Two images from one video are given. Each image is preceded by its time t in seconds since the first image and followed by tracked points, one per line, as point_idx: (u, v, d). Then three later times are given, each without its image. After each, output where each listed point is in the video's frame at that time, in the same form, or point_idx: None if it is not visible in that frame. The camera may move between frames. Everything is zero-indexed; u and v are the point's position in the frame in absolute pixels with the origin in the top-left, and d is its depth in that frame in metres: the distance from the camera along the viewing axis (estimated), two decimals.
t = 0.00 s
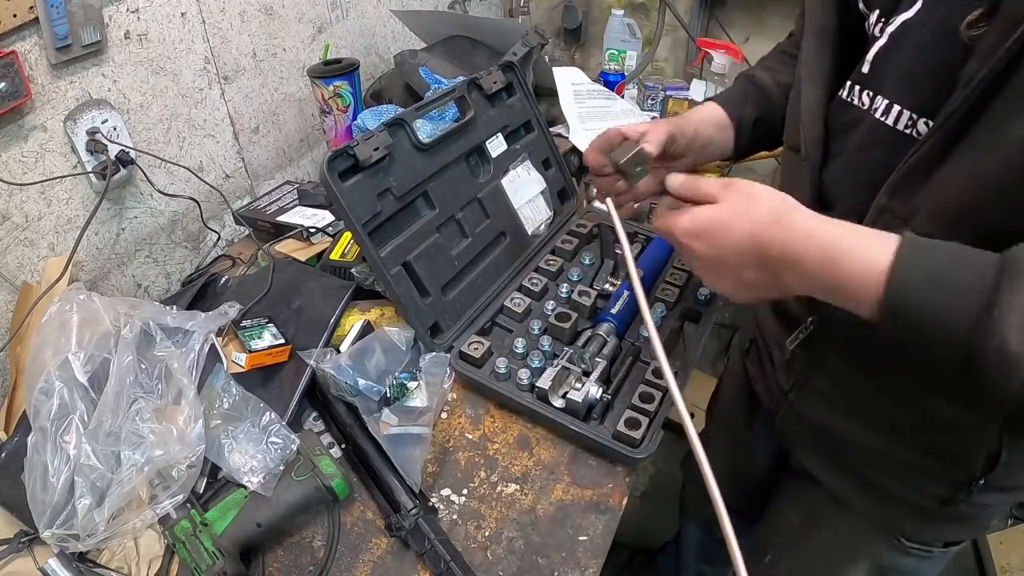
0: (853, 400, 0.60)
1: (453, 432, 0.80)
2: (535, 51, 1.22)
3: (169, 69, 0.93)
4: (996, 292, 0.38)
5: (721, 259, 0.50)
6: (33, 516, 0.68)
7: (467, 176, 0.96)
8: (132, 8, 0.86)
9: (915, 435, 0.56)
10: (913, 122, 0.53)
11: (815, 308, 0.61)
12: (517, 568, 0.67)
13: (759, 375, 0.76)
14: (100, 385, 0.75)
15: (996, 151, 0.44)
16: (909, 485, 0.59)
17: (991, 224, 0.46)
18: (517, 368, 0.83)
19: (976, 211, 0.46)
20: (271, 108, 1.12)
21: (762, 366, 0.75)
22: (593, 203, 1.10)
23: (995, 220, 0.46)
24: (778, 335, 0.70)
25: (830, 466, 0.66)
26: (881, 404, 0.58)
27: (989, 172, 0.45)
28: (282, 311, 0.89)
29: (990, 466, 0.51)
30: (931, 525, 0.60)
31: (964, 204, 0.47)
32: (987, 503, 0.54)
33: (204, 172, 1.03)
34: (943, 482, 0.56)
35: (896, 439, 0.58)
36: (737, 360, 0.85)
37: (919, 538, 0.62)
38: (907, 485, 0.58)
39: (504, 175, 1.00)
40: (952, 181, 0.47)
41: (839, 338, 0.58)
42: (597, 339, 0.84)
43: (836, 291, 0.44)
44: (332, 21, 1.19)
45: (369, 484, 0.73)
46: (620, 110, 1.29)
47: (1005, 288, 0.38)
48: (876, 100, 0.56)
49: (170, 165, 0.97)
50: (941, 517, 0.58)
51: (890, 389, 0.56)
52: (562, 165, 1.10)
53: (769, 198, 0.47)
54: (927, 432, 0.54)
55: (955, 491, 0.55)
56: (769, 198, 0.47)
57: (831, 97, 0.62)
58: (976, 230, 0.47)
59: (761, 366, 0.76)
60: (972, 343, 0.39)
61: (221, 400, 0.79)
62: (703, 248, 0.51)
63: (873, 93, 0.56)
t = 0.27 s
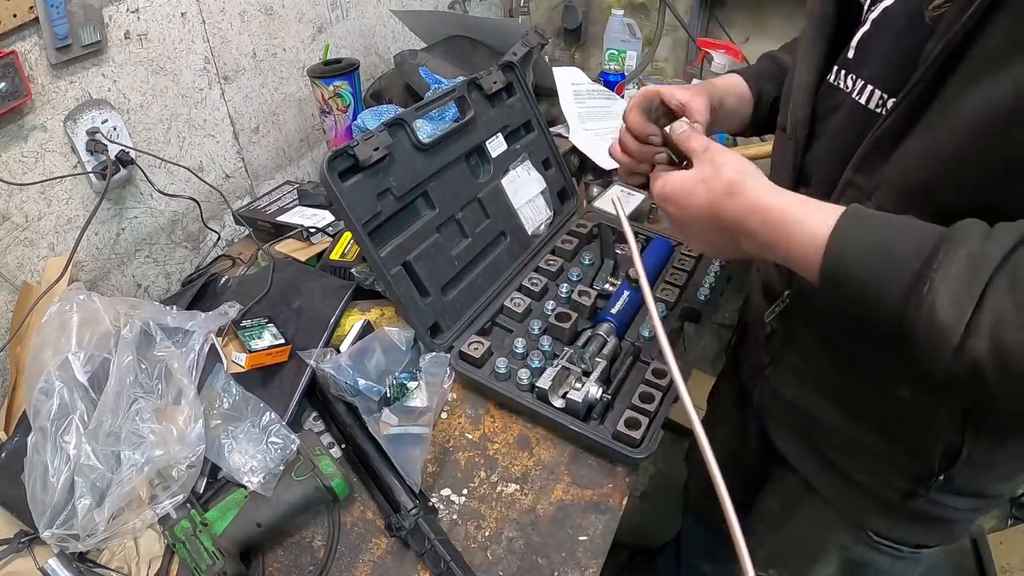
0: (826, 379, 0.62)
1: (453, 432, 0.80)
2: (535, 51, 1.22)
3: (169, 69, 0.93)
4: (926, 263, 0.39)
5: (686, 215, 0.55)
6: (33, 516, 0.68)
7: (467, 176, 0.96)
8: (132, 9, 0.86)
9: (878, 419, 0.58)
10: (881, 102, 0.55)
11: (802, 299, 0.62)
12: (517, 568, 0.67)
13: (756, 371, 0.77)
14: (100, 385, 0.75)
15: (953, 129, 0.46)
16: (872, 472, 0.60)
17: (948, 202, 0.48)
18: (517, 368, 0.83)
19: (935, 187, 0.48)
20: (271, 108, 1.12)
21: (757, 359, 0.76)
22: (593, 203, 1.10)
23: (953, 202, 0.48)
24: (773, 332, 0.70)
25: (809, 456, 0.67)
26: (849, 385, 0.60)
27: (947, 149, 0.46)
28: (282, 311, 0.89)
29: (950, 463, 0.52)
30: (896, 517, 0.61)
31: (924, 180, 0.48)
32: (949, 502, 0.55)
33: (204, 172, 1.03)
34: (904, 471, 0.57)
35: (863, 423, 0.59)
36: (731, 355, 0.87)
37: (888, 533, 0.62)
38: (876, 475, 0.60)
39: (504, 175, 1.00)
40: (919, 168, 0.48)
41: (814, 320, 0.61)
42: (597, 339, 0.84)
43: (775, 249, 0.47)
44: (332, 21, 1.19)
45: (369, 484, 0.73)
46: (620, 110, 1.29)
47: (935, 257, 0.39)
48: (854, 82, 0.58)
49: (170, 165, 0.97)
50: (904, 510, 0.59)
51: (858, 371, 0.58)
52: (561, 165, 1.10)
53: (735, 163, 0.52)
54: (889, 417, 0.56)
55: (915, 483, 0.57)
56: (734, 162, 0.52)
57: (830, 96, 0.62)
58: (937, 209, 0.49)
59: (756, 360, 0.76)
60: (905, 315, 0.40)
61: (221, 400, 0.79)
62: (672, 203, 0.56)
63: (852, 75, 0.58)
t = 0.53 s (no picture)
0: (814, 374, 0.62)
1: (453, 432, 0.80)
2: (535, 51, 1.22)
3: (169, 69, 0.93)
4: (911, 271, 0.40)
5: (683, 215, 0.56)
6: (33, 516, 0.68)
7: (467, 176, 0.96)
8: (132, 9, 0.86)
9: (868, 417, 0.58)
10: (875, 96, 0.55)
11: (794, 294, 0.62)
12: (517, 568, 0.67)
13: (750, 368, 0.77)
14: (100, 385, 0.75)
15: (944, 122, 0.46)
16: (863, 471, 0.60)
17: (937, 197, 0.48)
18: (517, 368, 0.83)
19: (924, 182, 0.48)
20: (271, 109, 1.12)
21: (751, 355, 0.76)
22: (593, 203, 1.10)
23: (942, 197, 0.48)
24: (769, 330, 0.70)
25: (803, 455, 0.67)
26: (841, 383, 0.59)
27: (938, 142, 0.46)
28: (282, 311, 0.89)
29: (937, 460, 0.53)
30: (880, 513, 0.61)
31: (914, 174, 0.48)
32: (935, 501, 0.56)
33: (204, 172, 1.03)
34: (893, 470, 0.57)
35: (854, 421, 0.59)
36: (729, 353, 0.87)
37: (879, 532, 0.63)
38: (862, 470, 0.60)
39: (504, 175, 1.00)
40: (909, 161, 0.48)
41: (807, 317, 0.61)
42: (597, 339, 0.84)
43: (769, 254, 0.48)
44: (332, 21, 1.19)
45: (369, 484, 0.73)
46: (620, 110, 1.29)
47: (920, 265, 0.39)
48: (849, 77, 0.58)
49: (170, 165, 0.97)
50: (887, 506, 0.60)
51: (850, 368, 0.58)
52: (561, 165, 1.10)
53: (735, 168, 0.52)
54: (879, 415, 0.56)
55: (903, 481, 0.57)
56: (734, 167, 0.52)
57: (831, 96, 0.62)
58: (926, 204, 0.49)
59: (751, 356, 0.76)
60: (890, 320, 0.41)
61: (221, 400, 0.79)
62: (670, 202, 0.57)
63: (848, 69, 0.58)
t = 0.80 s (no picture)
0: (815, 375, 0.62)
1: (453, 431, 0.80)
2: (535, 51, 1.22)
3: (169, 69, 0.93)
4: (917, 262, 0.41)
5: (682, 217, 0.56)
6: (33, 516, 0.68)
7: (467, 176, 0.96)
8: (132, 9, 0.86)
9: (869, 416, 0.58)
10: (878, 92, 0.55)
11: (795, 295, 0.62)
12: (517, 568, 0.67)
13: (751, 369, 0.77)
14: (101, 385, 0.76)
15: (950, 124, 0.46)
16: (863, 471, 0.60)
17: (940, 194, 0.48)
18: (517, 368, 0.83)
19: (928, 179, 0.48)
20: (271, 109, 1.12)
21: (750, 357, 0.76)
22: (593, 203, 1.10)
23: (945, 197, 0.48)
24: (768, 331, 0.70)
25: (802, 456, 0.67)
26: (841, 383, 0.59)
27: (941, 138, 0.46)
28: (282, 311, 0.89)
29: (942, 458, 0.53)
30: (883, 515, 0.61)
31: (917, 170, 0.48)
32: (937, 500, 0.56)
33: (204, 172, 1.03)
34: (895, 469, 0.57)
35: (854, 421, 0.59)
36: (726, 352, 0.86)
37: (880, 532, 0.63)
38: (865, 473, 0.60)
39: (504, 175, 1.00)
40: (913, 157, 0.48)
41: (809, 317, 0.60)
42: (597, 339, 0.84)
43: (777, 249, 0.49)
44: (333, 21, 1.19)
45: (369, 484, 0.73)
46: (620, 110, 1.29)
47: (926, 256, 0.41)
48: (854, 74, 0.58)
49: (170, 165, 0.97)
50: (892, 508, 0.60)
51: (852, 365, 0.57)
52: (561, 165, 1.10)
53: (734, 167, 0.53)
54: (879, 414, 0.56)
55: (904, 480, 0.57)
56: (733, 167, 0.53)
57: (830, 96, 0.62)
58: (929, 201, 0.49)
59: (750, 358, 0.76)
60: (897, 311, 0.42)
61: (221, 400, 0.79)
62: (667, 204, 0.57)
63: (853, 67, 0.58)
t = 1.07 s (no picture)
0: (817, 375, 0.62)
1: (453, 431, 0.80)
2: (535, 51, 1.22)
3: (169, 70, 0.93)
4: (925, 303, 0.40)
5: (688, 269, 0.56)
6: (33, 516, 0.68)
7: (467, 176, 0.96)
8: (132, 9, 0.86)
9: (871, 418, 0.58)
10: (886, 96, 0.55)
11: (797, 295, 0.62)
12: (517, 568, 0.67)
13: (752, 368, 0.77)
14: (101, 385, 0.76)
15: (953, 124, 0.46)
16: (865, 473, 0.60)
17: (949, 202, 0.48)
18: (517, 368, 0.83)
19: (936, 187, 0.48)
20: (271, 109, 1.12)
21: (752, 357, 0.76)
22: (593, 203, 1.10)
23: (946, 201, 0.48)
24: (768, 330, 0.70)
25: (802, 456, 0.67)
26: (842, 384, 0.59)
27: (953, 145, 0.46)
28: (282, 311, 0.89)
29: (944, 459, 0.53)
30: (884, 516, 0.61)
31: (926, 177, 0.48)
32: (939, 502, 0.56)
33: (204, 172, 1.03)
34: (896, 471, 0.57)
35: (856, 422, 0.59)
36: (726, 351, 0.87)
37: (883, 534, 0.63)
38: (866, 474, 0.60)
39: (504, 175, 1.00)
40: (923, 164, 0.48)
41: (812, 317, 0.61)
42: (597, 339, 0.84)
43: (781, 299, 0.48)
44: (333, 21, 1.19)
45: (369, 484, 0.73)
46: (620, 110, 1.29)
47: (934, 296, 0.40)
48: (859, 77, 0.58)
49: (170, 165, 0.97)
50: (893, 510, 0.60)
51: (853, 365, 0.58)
52: (561, 165, 1.10)
53: (729, 215, 0.52)
54: (881, 415, 0.56)
55: (908, 483, 0.57)
56: (730, 214, 0.52)
57: (830, 94, 0.62)
58: (937, 208, 0.48)
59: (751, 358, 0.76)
60: (909, 353, 0.41)
61: (221, 400, 0.79)
62: (672, 257, 0.57)
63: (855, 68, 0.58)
